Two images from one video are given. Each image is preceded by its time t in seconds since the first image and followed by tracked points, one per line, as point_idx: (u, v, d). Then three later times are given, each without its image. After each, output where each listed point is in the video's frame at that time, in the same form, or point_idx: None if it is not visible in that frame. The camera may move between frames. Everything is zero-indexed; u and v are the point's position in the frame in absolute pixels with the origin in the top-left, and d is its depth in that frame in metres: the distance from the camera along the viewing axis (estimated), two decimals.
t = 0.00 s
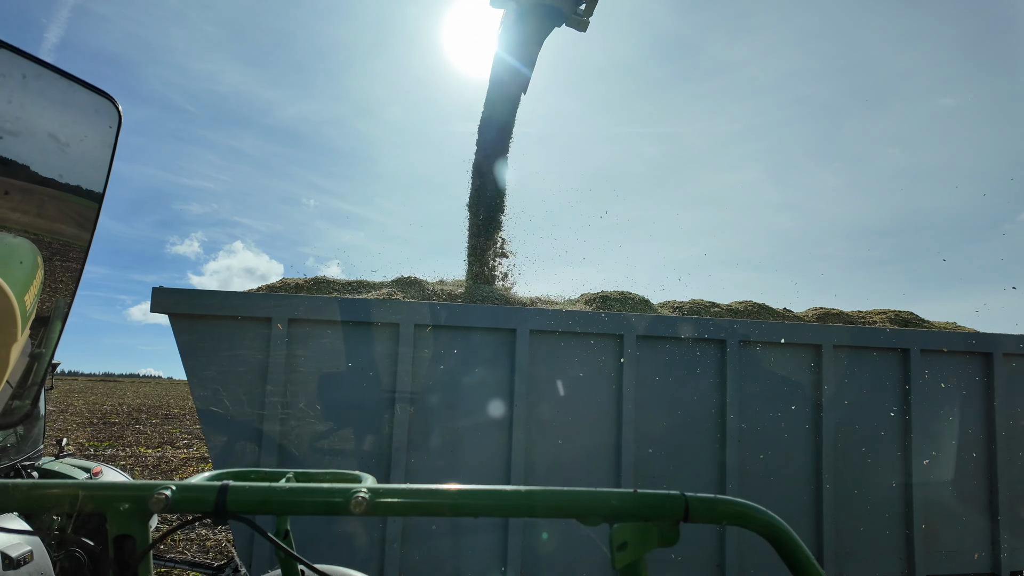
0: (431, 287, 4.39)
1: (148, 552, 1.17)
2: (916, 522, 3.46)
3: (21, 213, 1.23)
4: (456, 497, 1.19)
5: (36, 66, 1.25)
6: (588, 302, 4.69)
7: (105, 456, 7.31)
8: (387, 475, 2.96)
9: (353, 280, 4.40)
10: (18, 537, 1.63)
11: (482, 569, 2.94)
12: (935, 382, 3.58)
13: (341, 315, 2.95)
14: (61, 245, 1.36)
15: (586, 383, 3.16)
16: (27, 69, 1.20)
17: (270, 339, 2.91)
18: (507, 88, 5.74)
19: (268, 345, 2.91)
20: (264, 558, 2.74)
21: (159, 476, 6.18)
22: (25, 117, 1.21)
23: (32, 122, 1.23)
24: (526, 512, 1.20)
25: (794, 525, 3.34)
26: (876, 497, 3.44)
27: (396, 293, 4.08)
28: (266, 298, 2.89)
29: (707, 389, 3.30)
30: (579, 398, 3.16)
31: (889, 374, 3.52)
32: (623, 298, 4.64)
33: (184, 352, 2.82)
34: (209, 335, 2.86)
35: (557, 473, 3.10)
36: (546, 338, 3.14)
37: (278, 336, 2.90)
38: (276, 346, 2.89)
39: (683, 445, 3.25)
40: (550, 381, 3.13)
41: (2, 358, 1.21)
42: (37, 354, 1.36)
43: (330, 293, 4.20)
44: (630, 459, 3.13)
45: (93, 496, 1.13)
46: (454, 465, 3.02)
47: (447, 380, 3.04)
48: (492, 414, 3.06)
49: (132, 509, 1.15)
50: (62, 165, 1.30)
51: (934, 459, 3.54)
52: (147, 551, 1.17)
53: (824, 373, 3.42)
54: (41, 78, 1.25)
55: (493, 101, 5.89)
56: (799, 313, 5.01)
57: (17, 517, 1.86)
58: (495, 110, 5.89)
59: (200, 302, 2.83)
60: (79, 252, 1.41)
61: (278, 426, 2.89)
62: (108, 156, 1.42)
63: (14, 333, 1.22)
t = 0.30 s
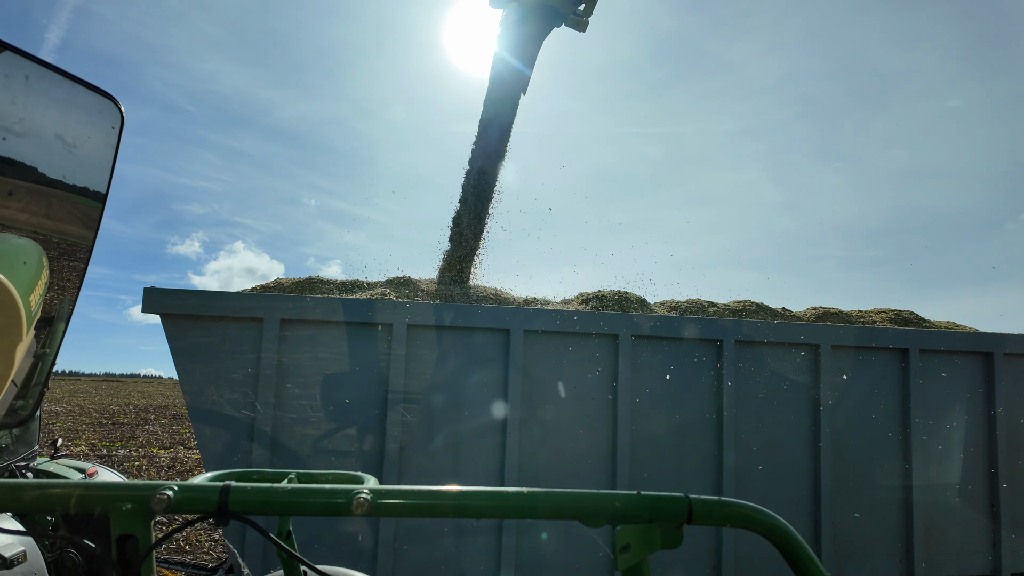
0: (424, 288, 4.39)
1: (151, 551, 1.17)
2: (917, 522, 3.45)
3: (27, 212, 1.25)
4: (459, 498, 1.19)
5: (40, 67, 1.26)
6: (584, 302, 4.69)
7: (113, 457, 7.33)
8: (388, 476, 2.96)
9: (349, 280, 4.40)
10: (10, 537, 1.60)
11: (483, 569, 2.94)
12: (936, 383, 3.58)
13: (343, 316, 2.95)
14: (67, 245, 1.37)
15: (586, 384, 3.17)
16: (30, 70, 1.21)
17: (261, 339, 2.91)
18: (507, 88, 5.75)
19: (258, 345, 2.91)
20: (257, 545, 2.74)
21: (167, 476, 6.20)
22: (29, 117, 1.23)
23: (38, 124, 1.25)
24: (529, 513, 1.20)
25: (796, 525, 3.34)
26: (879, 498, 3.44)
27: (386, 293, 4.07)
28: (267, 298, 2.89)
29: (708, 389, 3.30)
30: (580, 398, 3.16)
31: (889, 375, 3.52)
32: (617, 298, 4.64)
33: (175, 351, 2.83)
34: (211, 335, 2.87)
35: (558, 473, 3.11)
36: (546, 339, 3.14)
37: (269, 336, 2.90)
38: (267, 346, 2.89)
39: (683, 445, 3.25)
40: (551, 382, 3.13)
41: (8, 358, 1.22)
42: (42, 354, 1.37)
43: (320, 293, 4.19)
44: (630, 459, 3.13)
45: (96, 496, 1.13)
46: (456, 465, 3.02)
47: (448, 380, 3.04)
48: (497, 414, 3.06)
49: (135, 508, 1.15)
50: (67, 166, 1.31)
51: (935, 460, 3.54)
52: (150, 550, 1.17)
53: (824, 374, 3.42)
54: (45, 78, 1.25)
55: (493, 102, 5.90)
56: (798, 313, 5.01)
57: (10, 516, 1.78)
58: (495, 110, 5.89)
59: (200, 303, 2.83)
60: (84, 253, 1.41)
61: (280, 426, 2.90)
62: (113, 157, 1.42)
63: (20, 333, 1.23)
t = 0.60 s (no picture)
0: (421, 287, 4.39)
1: (155, 550, 1.17)
2: (918, 522, 3.45)
3: (31, 213, 1.26)
4: (461, 498, 1.19)
5: (44, 68, 1.26)
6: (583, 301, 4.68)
7: (128, 456, 7.34)
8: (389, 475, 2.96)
9: (346, 280, 4.40)
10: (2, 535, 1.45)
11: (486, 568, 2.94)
12: (937, 382, 3.58)
13: (346, 316, 2.95)
14: (71, 245, 1.37)
15: (587, 384, 3.17)
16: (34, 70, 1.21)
17: (253, 340, 2.91)
18: (509, 89, 5.76)
19: (250, 347, 2.91)
20: (249, 540, 2.72)
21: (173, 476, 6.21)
22: (33, 118, 1.23)
23: (42, 125, 1.25)
24: (533, 513, 1.20)
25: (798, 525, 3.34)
26: (880, 498, 3.44)
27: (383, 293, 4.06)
28: (269, 299, 2.90)
29: (708, 389, 3.30)
30: (581, 398, 3.16)
31: (889, 375, 3.51)
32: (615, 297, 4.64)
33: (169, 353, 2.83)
34: (213, 335, 2.87)
35: (560, 473, 3.11)
36: (547, 339, 3.14)
37: (262, 336, 2.89)
38: (259, 347, 2.89)
39: (684, 445, 3.25)
40: (553, 382, 3.13)
41: (11, 359, 1.21)
42: (45, 354, 1.37)
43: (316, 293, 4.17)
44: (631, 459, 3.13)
45: (100, 495, 1.14)
46: (457, 465, 3.03)
47: (449, 380, 3.04)
48: (500, 414, 3.06)
49: (139, 508, 1.15)
50: (71, 167, 1.31)
51: (936, 460, 3.54)
52: (154, 549, 1.17)
53: (825, 374, 3.41)
54: (49, 79, 1.26)
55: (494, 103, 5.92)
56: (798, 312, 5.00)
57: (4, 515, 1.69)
58: (497, 110, 5.91)
59: (200, 303, 2.84)
60: (88, 252, 1.42)
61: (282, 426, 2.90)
62: (116, 157, 1.43)
63: (23, 332, 1.23)
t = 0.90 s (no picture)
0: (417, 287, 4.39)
1: (157, 550, 1.17)
2: (920, 521, 3.45)
3: (33, 212, 1.26)
4: (463, 498, 1.19)
5: (48, 68, 1.27)
6: (581, 301, 4.68)
7: (142, 456, 7.35)
8: (390, 475, 2.96)
9: (344, 280, 4.40)
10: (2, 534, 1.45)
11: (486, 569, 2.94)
12: (938, 382, 3.58)
13: (347, 316, 2.96)
14: (75, 245, 1.37)
15: (586, 384, 3.17)
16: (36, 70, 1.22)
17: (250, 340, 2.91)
18: (509, 89, 5.76)
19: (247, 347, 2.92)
20: (245, 532, 2.73)
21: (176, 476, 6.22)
22: (36, 118, 1.24)
23: (45, 125, 1.25)
24: (534, 513, 1.20)
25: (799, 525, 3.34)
26: (882, 498, 3.44)
27: (378, 293, 4.06)
28: (270, 299, 2.90)
29: (709, 389, 3.30)
30: (581, 398, 3.16)
31: (890, 374, 3.51)
32: (615, 297, 4.64)
33: (168, 353, 2.84)
34: (214, 335, 2.88)
35: (560, 472, 3.11)
36: (548, 339, 3.14)
37: (258, 336, 2.90)
38: (256, 347, 2.89)
39: (685, 444, 3.26)
40: (553, 382, 3.13)
41: (13, 358, 1.22)
42: (48, 354, 1.37)
43: (314, 292, 4.18)
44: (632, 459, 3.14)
45: (102, 495, 1.14)
46: (458, 465, 3.03)
47: (450, 380, 3.04)
48: (501, 415, 3.05)
49: (142, 507, 1.15)
50: (75, 167, 1.31)
51: (937, 459, 3.53)
52: (157, 549, 1.17)
53: (823, 373, 3.41)
54: (52, 79, 1.27)
55: (495, 102, 5.91)
56: (799, 312, 5.00)
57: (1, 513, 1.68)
58: (497, 111, 5.90)
59: (201, 302, 2.85)
60: (92, 253, 1.42)
61: (283, 427, 2.91)
62: (121, 157, 1.42)
63: (26, 332, 1.23)
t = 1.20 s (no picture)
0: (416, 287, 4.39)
1: (157, 550, 1.17)
2: (920, 521, 3.45)
3: (34, 213, 1.26)
4: (462, 498, 1.19)
5: (48, 69, 1.27)
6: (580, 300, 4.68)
7: (144, 456, 7.37)
8: (389, 476, 2.96)
9: (342, 280, 4.40)
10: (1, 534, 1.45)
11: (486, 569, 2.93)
12: (938, 382, 3.57)
13: (346, 316, 2.96)
14: (74, 246, 1.37)
15: (586, 384, 3.17)
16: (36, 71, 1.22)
17: (250, 340, 2.92)
18: (510, 89, 5.76)
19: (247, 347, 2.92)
20: (240, 532, 2.74)
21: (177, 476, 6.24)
22: (36, 120, 1.24)
23: (44, 126, 1.25)
24: (534, 513, 1.20)
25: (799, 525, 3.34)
26: (883, 499, 3.44)
27: (373, 292, 4.04)
28: (270, 299, 2.91)
29: (708, 389, 3.30)
30: (581, 398, 3.16)
31: (890, 374, 3.51)
32: (614, 296, 4.63)
33: (168, 353, 2.85)
34: (214, 336, 2.89)
35: (560, 473, 3.11)
36: (547, 339, 3.14)
37: (259, 336, 2.90)
38: (257, 347, 2.90)
39: (684, 444, 3.26)
40: (553, 382, 3.13)
41: (13, 358, 1.22)
42: (48, 355, 1.37)
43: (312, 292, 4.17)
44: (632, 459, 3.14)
45: (102, 496, 1.14)
46: (458, 465, 3.03)
47: (449, 380, 3.04)
48: (501, 415, 3.05)
49: (142, 508, 1.15)
50: (74, 168, 1.31)
51: (937, 458, 3.53)
52: (157, 549, 1.17)
53: (823, 373, 3.41)
54: (51, 80, 1.27)
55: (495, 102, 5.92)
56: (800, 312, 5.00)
57: None
58: (498, 111, 5.91)
59: (200, 302, 2.86)
60: (91, 254, 1.41)
61: (283, 428, 2.91)
62: (120, 159, 1.42)
63: (25, 334, 1.23)
